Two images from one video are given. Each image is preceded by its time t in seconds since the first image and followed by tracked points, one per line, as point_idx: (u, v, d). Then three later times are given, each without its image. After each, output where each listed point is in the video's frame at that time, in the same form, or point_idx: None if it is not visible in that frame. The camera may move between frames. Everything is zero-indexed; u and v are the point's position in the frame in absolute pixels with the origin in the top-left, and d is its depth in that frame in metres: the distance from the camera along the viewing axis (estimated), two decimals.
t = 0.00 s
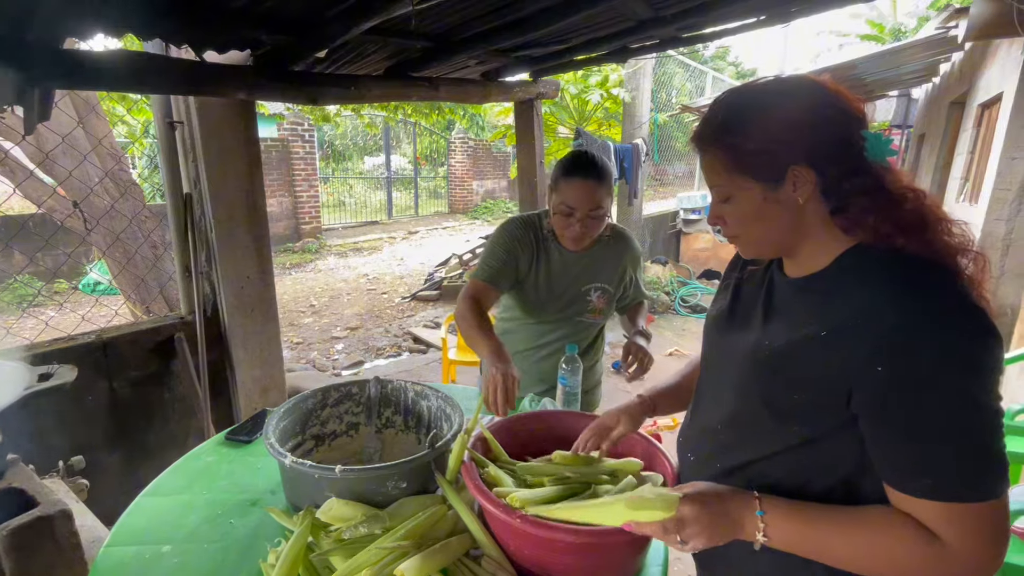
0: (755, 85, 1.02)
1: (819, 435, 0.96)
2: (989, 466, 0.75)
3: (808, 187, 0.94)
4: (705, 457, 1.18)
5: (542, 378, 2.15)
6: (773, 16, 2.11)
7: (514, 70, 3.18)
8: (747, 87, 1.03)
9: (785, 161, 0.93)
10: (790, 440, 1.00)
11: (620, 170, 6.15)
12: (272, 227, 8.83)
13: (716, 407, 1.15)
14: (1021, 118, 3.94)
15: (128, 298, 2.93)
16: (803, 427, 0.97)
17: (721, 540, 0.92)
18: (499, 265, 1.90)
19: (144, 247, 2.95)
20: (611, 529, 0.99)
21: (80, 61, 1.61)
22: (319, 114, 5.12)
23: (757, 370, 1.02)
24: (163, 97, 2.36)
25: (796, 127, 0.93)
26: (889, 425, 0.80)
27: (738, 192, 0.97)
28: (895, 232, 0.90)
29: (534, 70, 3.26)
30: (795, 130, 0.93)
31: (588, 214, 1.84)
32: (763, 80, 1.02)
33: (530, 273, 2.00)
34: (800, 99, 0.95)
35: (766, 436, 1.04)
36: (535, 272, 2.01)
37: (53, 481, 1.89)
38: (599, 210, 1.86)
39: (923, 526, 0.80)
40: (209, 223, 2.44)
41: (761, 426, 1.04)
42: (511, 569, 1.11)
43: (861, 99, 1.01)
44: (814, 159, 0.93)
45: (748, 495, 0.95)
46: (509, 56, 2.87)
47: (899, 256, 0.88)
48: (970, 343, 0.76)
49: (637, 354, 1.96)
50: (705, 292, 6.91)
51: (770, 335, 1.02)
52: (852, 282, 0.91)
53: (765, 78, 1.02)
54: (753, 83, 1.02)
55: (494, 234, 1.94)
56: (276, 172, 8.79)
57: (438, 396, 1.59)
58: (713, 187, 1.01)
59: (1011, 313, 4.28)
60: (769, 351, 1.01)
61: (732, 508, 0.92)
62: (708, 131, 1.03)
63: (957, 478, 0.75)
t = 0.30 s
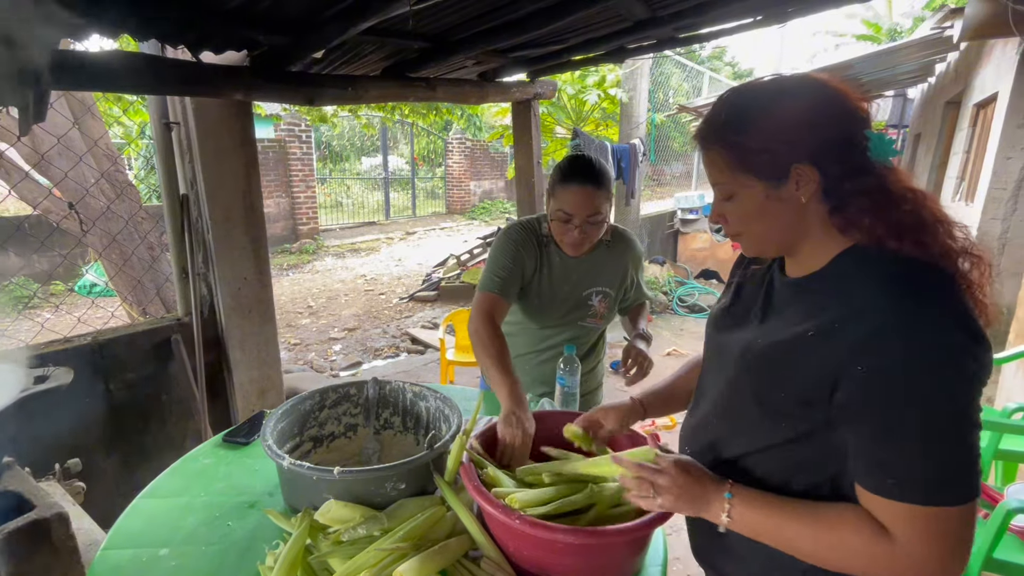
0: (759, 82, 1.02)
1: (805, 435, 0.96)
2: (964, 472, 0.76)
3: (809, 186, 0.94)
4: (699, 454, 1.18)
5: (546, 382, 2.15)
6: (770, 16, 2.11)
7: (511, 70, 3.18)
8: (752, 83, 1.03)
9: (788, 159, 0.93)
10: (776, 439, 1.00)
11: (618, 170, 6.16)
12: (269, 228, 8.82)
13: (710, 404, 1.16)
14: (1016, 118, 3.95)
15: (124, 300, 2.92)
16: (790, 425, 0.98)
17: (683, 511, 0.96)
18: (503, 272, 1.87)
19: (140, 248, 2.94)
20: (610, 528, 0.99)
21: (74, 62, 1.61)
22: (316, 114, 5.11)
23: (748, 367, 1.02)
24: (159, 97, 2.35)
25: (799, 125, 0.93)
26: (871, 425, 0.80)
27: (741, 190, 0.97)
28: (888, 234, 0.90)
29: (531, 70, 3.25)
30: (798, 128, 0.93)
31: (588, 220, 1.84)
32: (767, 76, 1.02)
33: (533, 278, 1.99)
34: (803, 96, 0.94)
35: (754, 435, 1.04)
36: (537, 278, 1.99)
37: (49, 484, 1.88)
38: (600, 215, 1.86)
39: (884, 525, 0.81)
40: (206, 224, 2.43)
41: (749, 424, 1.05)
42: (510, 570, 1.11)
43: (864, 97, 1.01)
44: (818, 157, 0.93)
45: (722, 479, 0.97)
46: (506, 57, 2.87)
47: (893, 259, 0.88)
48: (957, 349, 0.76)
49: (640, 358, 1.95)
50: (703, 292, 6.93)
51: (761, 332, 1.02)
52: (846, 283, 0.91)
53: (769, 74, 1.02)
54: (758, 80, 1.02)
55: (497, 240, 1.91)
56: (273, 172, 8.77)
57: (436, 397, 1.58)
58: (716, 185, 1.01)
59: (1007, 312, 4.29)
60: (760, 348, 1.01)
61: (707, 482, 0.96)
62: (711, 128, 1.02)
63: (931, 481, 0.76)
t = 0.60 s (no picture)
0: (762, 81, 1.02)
1: (788, 431, 0.97)
2: (923, 465, 0.77)
3: (812, 184, 0.93)
4: (692, 452, 1.19)
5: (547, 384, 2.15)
6: (765, 18, 2.11)
7: (508, 72, 3.18)
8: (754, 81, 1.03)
9: (792, 156, 0.92)
10: (760, 434, 1.01)
11: (614, 171, 6.17)
12: (266, 230, 8.80)
13: (701, 402, 1.16)
14: (1010, 120, 3.98)
15: (119, 302, 2.90)
16: (772, 421, 0.99)
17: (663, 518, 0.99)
18: (504, 277, 1.86)
19: (135, 250, 2.92)
20: (609, 530, 0.99)
21: (69, 63, 1.60)
22: (312, 116, 5.12)
23: (732, 363, 1.03)
24: (155, 99, 2.34)
25: (804, 123, 0.93)
26: (836, 418, 0.82)
27: (744, 186, 0.96)
28: (876, 233, 0.91)
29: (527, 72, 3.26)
30: (802, 127, 0.93)
31: (585, 223, 1.83)
32: (769, 77, 1.03)
33: (534, 282, 1.98)
34: (804, 96, 0.95)
35: (740, 431, 1.05)
36: (537, 281, 1.98)
37: (43, 488, 1.87)
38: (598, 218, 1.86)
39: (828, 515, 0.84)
40: (201, 226, 2.42)
41: (735, 422, 1.06)
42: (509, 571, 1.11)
43: (863, 99, 1.01)
44: (821, 156, 0.93)
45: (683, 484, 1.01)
46: (502, 58, 2.87)
47: (874, 257, 0.89)
48: (924, 345, 0.77)
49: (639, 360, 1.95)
50: (700, 292, 6.94)
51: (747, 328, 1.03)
52: (827, 281, 0.92)
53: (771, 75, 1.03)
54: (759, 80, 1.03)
55: (496, 244, 1.90)
56: (270, 174, 8.76)
57: (433, 400, 1.58)
58: (719, 181, 1.00)
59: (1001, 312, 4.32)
60: (743, 344, 1.02)
61: (669, 486, 0.99)
62: (714, 125, 1.02)
63: (890, 472, 0.77)
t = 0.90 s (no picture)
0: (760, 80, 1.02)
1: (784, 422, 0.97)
2: (917, 451, 0.78)
3: (814, 183, 0.93)
4: (686, 449, 1.19)
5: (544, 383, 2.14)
6: (758, 20, 2.11)
7: (503, 73, 3.19)
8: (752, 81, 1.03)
9: (798, 155, 0.92)
10: (756, 426, 1.01)
11: (609, 172, 6.19)
12: (260, 231, 8.77)
13: (697, 396, 1.16)
14: (1001, 121, 4.01)
15: (112, 304, 2.88)
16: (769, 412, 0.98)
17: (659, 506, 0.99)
18: (502, 275, 1.85)
19: (128, 251, 2.90)
20: (603, 531, 0.98)
21: (61, 64, 1.59)
22: (307, 117, 5.11)
23: (729, 355, 1.03)
24: (148, 100, 2.33)
25: (807, 122, 0.93)
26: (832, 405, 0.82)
27: (747, 185, 0.95)
28: (873, 230, 0.91)
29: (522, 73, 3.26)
30: (804, 126, 0.93)
31: (578, 217, 1.83)
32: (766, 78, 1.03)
33: (529, 280, 1.98)
34: (804, 94, 0.94)
35: (735, 423, 1.05)
36: (533, 279, 1.99)
37: (35, 492, 1.86)
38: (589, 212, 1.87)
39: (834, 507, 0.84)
40: (195, 228, 2.41)
41: (730, 415, 1.06)
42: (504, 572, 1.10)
43: (857, 100, 1.02)
44: (823, 156, 0.93)
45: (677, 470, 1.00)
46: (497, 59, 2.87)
47: (871, 250, 0.90)
48: (922, 335, 0.78)
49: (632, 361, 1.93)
50: (695, 293, 6.96)
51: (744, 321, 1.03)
52: (823, 273, 0.93)
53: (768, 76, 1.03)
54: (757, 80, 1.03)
55: (493, 243, 1.90)
56: (265, 175, 8.73)
57: (429, 401, 1.58)
58: (719, 179, 0.98)
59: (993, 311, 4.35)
60: (740, 337, 1.02)
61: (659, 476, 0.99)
62: (714, 122, 1.00)
63: (886, 457, 0.77)
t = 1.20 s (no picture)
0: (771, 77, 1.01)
1: (779, 414, 0.98)
2: (905, 441, 0.79)
3: (828, 181, 0.93)
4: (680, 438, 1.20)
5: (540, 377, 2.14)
6: (756, 20, 2.12)
7: (501, 74, 3.19)
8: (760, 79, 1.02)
9: (815, 153, 0.91)
10: (752, 418, 1.02)
11: (608, 172, 6.19)
12: (259, 231, 8.77)
13: (696, 390, 1.17)
14: (997, 121, 4.02)
15: (111, 305, 2.88)
16: (765, 404, 0.99)
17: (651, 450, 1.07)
18: (497, 260, 1.89)
19: (127, 252, 2.90)
20: (603, 529, 0.99)
21: (60, 64, 1.59)
22: (306, 118, 5.11)
23: (727, 348, 1.04)
24: (147, 99, 2.33)
25: (821, 119, 0.92)
26: (824, 392, 0.83)
27: (762, 183, 0.93)
28: (878, 227, 0.93)
29: (521, 74, 3.27)
30: (818, 122, 0.92)
31: (574, 208, 1.84)
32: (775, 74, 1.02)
33: (526, 271, 2.00)
34: (816, 89, 0.94)
35: (733, 416, 1.05)
36: (530, 270, 2.00)
37: (34, 492, 1.85)
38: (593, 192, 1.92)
39: (804, 480, 0.86)
40: (195, 228, 2.41)
41: (726, 405, 1.06)
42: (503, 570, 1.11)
43: (860, 97, 1.02)
44: (837, 153, 0.92)
45: (667, 417, 1.04)
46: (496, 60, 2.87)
47: (872, 245, 0.91)
48: (917, 329, 0.79)
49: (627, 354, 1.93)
50: (693, 292, 6.97)
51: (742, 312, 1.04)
52: (820, 266, 0.94)
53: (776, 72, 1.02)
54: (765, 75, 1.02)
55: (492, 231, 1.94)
56: (263, 176, 8.72)
57: (428, 401, 1.57)
58: (731, 177, 0.97)
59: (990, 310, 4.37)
60: (738, 329, 1.03)
61: (648, 422, 1.05)
62: (726, 118, 0.99)
63: (873, 444, 0.79)
